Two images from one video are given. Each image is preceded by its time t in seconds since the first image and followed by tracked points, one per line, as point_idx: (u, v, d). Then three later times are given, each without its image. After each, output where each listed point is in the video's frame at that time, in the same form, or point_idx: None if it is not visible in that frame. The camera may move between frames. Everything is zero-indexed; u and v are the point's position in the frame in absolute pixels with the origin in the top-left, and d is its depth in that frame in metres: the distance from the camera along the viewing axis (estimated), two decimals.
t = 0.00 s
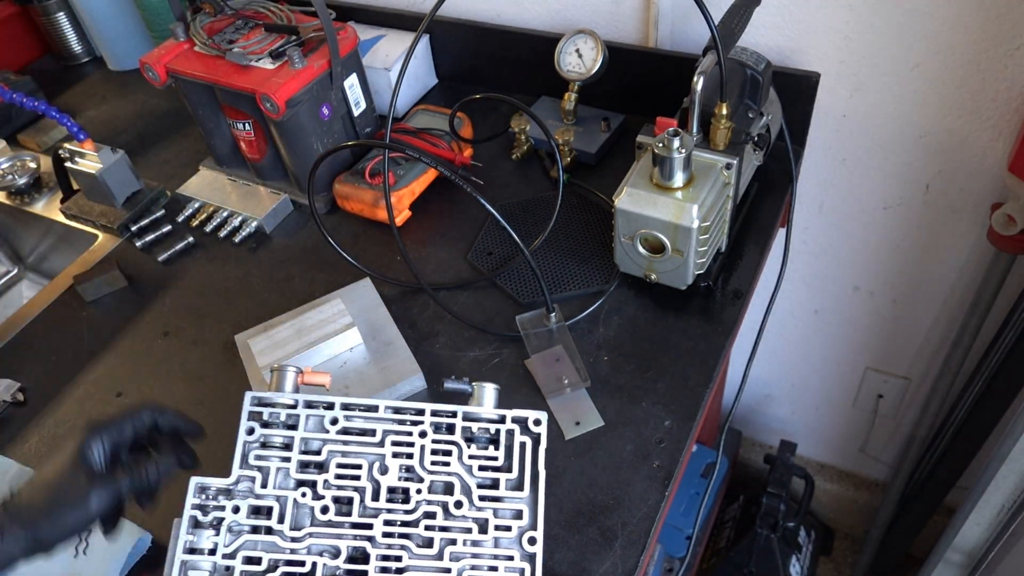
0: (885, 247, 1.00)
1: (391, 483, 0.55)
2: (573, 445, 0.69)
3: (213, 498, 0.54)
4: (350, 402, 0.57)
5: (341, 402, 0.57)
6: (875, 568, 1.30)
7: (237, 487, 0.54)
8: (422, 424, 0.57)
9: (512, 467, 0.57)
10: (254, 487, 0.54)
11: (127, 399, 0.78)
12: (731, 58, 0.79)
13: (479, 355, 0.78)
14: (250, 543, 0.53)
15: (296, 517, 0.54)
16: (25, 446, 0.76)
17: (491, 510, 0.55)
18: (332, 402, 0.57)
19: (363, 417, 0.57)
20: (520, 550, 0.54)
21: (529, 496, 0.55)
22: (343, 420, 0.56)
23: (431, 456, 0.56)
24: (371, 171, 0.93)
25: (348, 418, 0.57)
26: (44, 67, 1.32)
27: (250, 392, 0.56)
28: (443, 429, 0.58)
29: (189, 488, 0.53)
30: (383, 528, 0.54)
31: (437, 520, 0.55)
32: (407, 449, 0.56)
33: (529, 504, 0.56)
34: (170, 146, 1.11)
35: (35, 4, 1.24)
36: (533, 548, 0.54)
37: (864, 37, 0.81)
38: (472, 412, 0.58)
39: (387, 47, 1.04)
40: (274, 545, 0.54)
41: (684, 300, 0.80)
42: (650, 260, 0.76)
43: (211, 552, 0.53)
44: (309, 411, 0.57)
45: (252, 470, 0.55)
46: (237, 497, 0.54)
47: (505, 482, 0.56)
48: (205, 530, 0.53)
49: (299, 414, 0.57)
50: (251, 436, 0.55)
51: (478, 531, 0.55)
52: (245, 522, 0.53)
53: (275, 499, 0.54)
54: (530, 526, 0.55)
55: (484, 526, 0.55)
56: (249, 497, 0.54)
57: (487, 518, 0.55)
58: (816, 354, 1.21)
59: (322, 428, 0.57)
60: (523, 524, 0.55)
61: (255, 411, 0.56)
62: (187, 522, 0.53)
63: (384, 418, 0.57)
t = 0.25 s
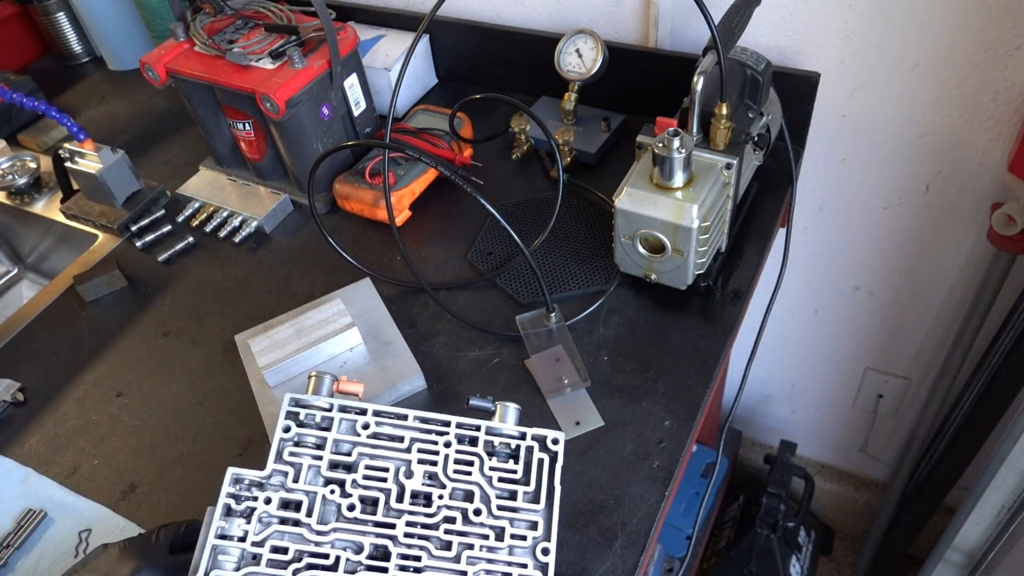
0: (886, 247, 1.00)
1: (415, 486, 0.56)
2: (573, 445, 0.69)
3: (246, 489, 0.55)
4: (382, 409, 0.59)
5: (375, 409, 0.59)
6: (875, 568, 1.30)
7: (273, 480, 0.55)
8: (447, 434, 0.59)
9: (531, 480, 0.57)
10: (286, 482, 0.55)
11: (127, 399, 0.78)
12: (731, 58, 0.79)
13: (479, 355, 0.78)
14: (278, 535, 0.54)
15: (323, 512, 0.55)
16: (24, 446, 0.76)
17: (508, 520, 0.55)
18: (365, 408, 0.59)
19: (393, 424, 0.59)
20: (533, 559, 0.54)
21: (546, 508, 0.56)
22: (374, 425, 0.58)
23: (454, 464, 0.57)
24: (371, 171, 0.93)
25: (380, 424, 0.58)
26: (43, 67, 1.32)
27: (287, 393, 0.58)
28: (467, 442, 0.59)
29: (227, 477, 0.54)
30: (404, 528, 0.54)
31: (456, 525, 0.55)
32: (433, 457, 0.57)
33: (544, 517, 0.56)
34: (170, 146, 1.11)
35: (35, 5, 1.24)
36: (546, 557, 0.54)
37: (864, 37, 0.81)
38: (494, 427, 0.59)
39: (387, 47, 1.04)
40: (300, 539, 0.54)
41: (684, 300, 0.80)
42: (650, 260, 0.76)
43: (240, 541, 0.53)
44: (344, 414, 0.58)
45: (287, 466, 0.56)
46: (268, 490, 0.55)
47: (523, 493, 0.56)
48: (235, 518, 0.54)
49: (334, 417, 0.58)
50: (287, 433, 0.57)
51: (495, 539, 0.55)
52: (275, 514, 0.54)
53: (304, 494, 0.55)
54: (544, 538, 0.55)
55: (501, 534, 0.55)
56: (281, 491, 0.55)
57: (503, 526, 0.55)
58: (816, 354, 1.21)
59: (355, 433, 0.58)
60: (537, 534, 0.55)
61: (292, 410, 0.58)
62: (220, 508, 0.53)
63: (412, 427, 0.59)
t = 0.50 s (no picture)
0: (885, 247, 1.00)
1: (415, 487, 0.56)
2: (573, 445, 0.69)
3: (243, 489, 0.55)
4: (381, 407, 0.59)
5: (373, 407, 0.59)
6: (875, 568, 1.30)
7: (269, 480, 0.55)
8: (448, 433, 0.58)
9: (533, 482, 0.57)
10: (284, 482, 0.55)
11: (127, 399, 0.78)
12: (731, 58, 0.79)
13: (479, 355, 0.78)
14: (276, 536, 0.53)
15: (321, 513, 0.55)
16: (24, 446, 0.76)
17: (509, 522, 0.56)
18: (364, 407, 0.59)
19: (392, 422, 0.59)
20: (534, 563, 0.54)
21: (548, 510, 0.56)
22: (374, 424, 0.58)
23: (455, 464, 0.57)
24: (371, 171, 0.93)
25: (379, 423, 0.58)
26: (43, 67, 1.32)
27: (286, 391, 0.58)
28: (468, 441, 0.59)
29: (222, 478, 0.54)
30: (404, 530, 0.54)
31: (457, 528, 0.55)
32: (433, 457, 0.57)
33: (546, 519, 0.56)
34: (170, 146, 1.11)
35: (35, 5, 1.24)
36: (548, 561, 0.54)
37: (864, 37, 0.81)
38: (496, 427, 0.59)
39: (387, 47, 1.04)
40: (298, 540, 0.54)
41: (684, 300, 0.80)
42: (651, 260, 0.76)
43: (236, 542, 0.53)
44: (342, 412, 0.58)
45: (285, 465, 0.56)
46: (266, 490, 0.55)
47: (524, 495, 0.56)
48: (232, 519, 0.54)
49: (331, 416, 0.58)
50: (284, 432, 0.56)
51: (496, 541, 0.55)
52: (273, 515, 0.54)
53: (302, 495, 0.55)
54: (546, 541, 0.55)
55: (502, 537, 0.55)
56: (278, 491, 0.55)
57: (505, 529, 0.55)
58: (816, 354, 1.21)
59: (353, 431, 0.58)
60: (539, 538, 0.55)
61: (290, 408, 0.58)
62: (216, 510, 0.53)
63: (412, 425, 0.59)
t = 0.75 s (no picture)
0: (886, 247, 1.00)
1: (444, 504, 0.55)
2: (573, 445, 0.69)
3: (257, 497, 0.55)
4: (410, 413, 0.57)
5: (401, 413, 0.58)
6: (875, 568, 1.30)
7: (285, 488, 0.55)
8: (483, 446, 0.57)
9: (572, 505, 0.55)
10: (302, 491, 0.55)
11: (127, 399, 0.78)
12: (731, 58, 0.79)
13: (479, 356, 0.78)
14: (291, 551, 0.53)
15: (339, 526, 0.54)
16: (24, 446, 0.76)
17: (545, 547, 0.54)
18: (390, 411, 0.58)
19: (421, 430, 0.57)
20: None
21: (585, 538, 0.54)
22: (401, 432, 0.56)
23: (489, 481, 0.55)
24: (372, 171, 0.93)
25: (408, 430, 0.57)
26: (43, 67, 1.32)
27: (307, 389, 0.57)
28: (503, 454, 0.57)
29: (233, 484, 0.54)
30: (430, 552, 0.53)
31: (488, 551, 0.53)
32: (465, 472, 0.56)
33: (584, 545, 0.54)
34: (170, 146, 1.11)
35: (35, 5, 1.24)
36: None
37: (864, 37, 0.81)
38: (534, 440, 0.57)
39: (387, 47, 1.04)
40: (315, 556, 0.53)
41: (684, 300, 0.80)
42: (650, 260, 0.76)
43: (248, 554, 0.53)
44: (365, 415, 0.57)
45: (303, 471, 0.55)
46: (281, 499, 0.55)
47: (563, 520, 0.54)
48: (244, 529, 0.54)
49: (355, 419, 0.57)
50: (303, 435, 0.56)
51: (530, 569, 0.53)
52: (288, 527, 0.53)
53: (320, 506, 0.55)
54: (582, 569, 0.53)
55: (536, 562, 0.54)
56: (295, 501, 0.55)
57: (540, 555, 0.53)
58: (816, 354, 1.21)
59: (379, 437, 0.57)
60: (576, 566, 0.53)
61: (310, 409, 0.57)
62: (226, 521, 0.53)
63: (444, 436, 0.57)
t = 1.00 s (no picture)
0: (886, 247, 1.00)
1: (466, 512, 0.50)
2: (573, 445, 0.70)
3: (273, 501, 0.51)
4: (432, 416, 0.53)
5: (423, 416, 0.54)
6: (875, 568, 1.30)
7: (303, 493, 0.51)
8: (508, 451, 0.53)
9: (602, 515, 0.51)
10: (319, 496, 0.51)
11: (127, 399, 0.78)
12: (731, 58, 0.79)
13: (479, 356, 0.78)
14: (308, 557, 0.49)
15: (359, 535, 0.50)
16: (24, 446, 0.76)
17: (572, 560, 0.49)
18: (412, 414, 0.54)
19: (443, 435, 0.53)
20: None
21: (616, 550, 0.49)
22: (423, 436, 0.53)
23: (513, 489, 0.51)
24: (372, 171, 0.93)
25: (429, 434, 0.53)
26: (43, 67, 1.32)
27: (326, 391, 0.54)
28: (529, 460, 0.53)
29: (251, 487, 0.50)
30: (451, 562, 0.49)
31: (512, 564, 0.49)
32: (489, 478, 0.52)
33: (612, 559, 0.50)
34: (170, 146, 1.11)
35: (35, 5, 1.24)
36: None
37: (865, 37, 0.81)
38: (561, 447, 0.53)
39: (387, 47, 1.04)
40: (333, 563, 0.50)
41: (684, 300, 0.80)
42: (651, 260, 0.76)
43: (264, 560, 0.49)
44: (389, 419, 0.53)
45: (321, 475, 0.51)
46: (299, 505, 0.50)
47: (590, 530, 0.50)
48: (260, 534, 0.50)
49: (375, 422, 0.53)
50: (322, 439, 0.52)
51: None
52: (306, 534, 0.50)
53: (338, 512, 0.51)
54: None
55: None
56: (312, 506, 0.51)
57: (567, 568, 0.49)
58: (816, 354, 1.21)
59: (400, 441, 0.53)
60: None
61: (330, 410, 0.53)
62: (240, 525, 0.49)
63: (467, 440, 0.53)
